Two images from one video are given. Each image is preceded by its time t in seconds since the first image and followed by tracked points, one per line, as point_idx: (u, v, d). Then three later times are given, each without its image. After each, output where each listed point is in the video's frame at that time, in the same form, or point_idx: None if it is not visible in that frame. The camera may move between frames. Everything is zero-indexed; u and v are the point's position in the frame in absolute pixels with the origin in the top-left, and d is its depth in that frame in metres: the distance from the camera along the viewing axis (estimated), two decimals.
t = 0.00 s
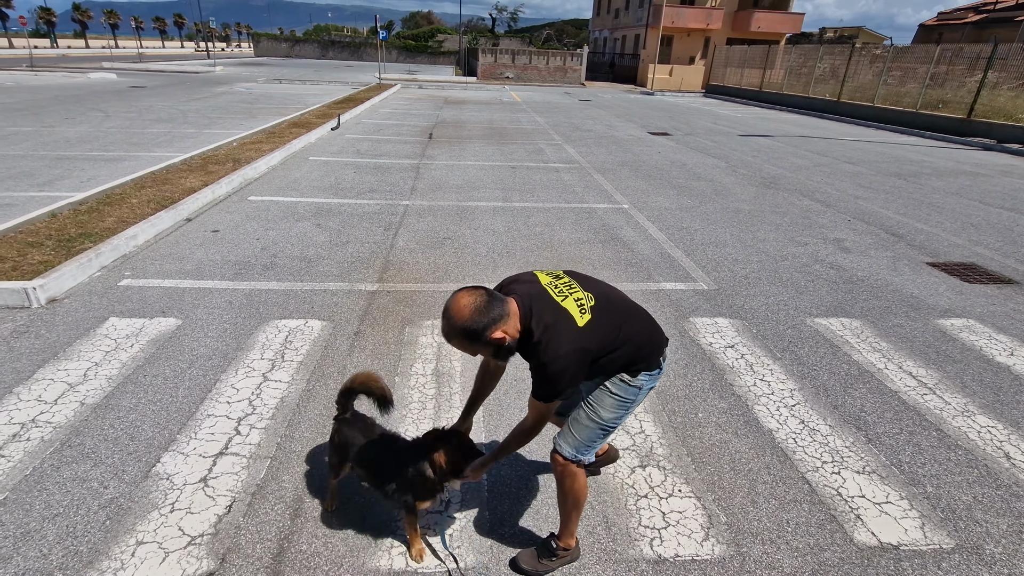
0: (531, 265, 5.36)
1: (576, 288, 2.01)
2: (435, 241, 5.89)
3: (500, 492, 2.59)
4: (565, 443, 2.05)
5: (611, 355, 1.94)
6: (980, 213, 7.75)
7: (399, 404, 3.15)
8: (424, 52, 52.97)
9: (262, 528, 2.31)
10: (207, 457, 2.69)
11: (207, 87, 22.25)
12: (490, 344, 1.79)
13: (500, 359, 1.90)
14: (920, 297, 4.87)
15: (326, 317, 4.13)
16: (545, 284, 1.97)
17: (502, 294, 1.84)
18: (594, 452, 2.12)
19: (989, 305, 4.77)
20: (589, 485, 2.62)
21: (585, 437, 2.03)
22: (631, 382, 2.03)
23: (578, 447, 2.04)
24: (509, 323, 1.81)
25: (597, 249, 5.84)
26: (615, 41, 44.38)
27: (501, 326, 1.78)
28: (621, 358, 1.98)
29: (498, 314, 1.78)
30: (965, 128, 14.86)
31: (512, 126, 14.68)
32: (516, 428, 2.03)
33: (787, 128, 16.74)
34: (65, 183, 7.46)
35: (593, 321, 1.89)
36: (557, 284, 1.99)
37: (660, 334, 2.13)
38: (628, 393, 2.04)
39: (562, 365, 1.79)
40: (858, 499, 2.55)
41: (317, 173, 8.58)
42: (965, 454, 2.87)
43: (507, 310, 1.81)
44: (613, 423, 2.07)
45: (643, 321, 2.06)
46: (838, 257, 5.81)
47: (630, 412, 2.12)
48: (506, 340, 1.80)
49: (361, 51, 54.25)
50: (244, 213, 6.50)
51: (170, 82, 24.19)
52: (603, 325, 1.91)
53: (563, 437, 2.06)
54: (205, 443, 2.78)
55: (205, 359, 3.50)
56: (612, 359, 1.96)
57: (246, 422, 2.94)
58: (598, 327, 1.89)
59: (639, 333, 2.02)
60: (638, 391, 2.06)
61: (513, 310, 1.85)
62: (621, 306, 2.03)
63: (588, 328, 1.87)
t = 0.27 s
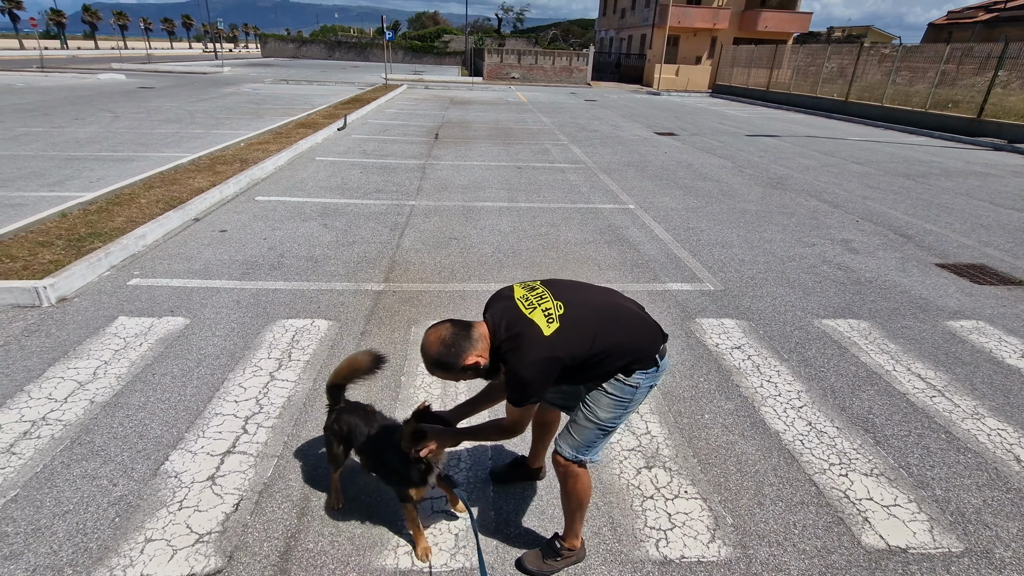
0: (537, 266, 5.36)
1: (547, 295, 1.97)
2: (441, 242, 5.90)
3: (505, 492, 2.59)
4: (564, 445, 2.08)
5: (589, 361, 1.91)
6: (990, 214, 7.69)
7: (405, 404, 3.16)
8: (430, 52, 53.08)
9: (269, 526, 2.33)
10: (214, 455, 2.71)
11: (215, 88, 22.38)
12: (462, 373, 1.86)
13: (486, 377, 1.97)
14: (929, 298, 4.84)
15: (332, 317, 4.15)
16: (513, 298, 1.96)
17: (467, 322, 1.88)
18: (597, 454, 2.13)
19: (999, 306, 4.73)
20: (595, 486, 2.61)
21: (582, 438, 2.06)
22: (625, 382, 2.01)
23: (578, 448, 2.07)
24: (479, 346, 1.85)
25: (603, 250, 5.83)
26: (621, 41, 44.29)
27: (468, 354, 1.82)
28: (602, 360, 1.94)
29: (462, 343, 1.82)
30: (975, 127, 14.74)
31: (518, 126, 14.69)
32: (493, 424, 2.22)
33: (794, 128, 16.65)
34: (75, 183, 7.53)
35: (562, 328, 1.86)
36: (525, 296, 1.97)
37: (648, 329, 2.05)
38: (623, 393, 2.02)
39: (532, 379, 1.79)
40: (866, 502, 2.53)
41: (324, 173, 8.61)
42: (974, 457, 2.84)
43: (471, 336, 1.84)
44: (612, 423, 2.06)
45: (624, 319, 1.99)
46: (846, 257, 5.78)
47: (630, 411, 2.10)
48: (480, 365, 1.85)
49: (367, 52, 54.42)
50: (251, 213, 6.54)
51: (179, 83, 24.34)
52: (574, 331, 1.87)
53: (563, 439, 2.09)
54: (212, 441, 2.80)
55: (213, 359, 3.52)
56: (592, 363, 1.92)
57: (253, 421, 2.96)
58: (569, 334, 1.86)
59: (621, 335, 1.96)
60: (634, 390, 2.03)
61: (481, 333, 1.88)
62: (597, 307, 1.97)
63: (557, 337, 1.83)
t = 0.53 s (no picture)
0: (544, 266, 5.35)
1: (534, 272, 2.01)
2: (449, 242, 5.91)
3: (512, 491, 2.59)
4: (545, 436, 2.08)
5: (566, 341, 1.93)
6: (1004, 215, 7.59)
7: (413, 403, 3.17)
8: (438, 53, 53.20)
9: (278, 524, 2.34)
10: (224, 453, 2.73)
11: (225, 89, 22.54)
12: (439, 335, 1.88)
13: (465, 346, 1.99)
14: (941, 301, 4.79)
15: (340, 316, 4.16)
16: (501, 271, 2.00)
17: (452, 288, 1.92)
18: (577, 445, 2.13)
19: (1013, 309, 4.67)
20: (602, 487, 2.60)
21: (562, 428, 2.06)
22: (603, 370, 2.03)
23: (558, 438, 2.07)
24: (459, 310, 1.88)
25: (611, 250, 5.81)
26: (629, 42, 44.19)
27: (447, 317, 1.85)
28: (579, 343, 1.95)
29: (443, 305, 1.85)
30: (988, 128, 14.57)
31: (526, 127, 14.69)
32: (473, 409, 2.23)
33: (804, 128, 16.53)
34: (87, 182, 7.62)
35: (543, 304, 1.88)
36: (513, 270, 2.01)
37: (630, 320, 2.07)
38: (601, 382, 2.03)
39: (505, 349, 1.81)
40: (877, 506, 2.51)
41: (333, 173, 8.65)
42: (988, 461, 2.81)
43: (454, 301, 1.88)
44: (592, 413, 2.07)
45: (607, 307, 2.02)
46: (856, 259, 5.73)
47: (609, 401, 2.12)
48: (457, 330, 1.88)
49: (375, 53, 54.63)
50: (261, 213, 6.58)
51: (189, 83, 24.54)
52: (554, 311, 1.89)
53: (544, 430, 2.10)
54: (222, 439, 2.82)
55: (222, 357, 3.54)
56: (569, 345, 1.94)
57: (262, 420, 2.98)
58: (549, 311, 1.88)
59: (601, 323, 1.98)
60: (614, 379, 2.05)
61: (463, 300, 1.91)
62: (581, 291, 2.00)
63: (537, 313, 1.86)
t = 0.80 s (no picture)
0: (560, 267, 5.33)
1: (521, 288, 2.00)
2: (464, 242, 5.92)
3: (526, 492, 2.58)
4: (515, 450, 2.04)
5: (547, 360, 1.89)
6: None
7: (428, 402, 3.19)
8: (454, 53, 53.39)
9: (295, 521, 2.36)
10: (243, 449, 2.77)
11: (244, 90, 22.86)
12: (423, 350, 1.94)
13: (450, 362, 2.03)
14: (966, 304, 4.68)
15: (357, 315, 4.19)
16: (488, 284, 2.00)
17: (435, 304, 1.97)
18: (547, 465, 2.09)
19: None
20: (618, 490, 2.58)
21: (534, 446, 2.02)
22: (582, 392, 1.99)
23: (529, 454, 2.03)
24: (439, 326, 1.94)
25: (627, 251, 5.78)
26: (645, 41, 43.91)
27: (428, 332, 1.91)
28: (562, 364, 1.91)
29: (425, 321, 1.91)
30: (1016, 127, 14.20)
31: (541, 127, 14.68)
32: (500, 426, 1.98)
33: (824, 128, 16.27)
34: (111, 182, 7.78)
35: (526, 321, 1.86)
36: (500, 284, 2.01)
37: (615, 343, 2.02)
38: (578, 403, 2.00)
39: (485, 364, 1.79)
40: (899, 513, 2.46)
41: (349, 173, 8.72)
42: (1015, 470, 2.73)
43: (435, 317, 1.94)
44: (567, 433, 2.04)
45: (593, 328, 1.97)
46: (878, 261, 5.62)
47: (588, 421, 2.08)
48: (439, 344, 1.93)
49: (392, 53, 55.01)
50: (279, 212, 6.66)
51: (210, 85, 24.93)
52: (537, 328, 1.86)
53: (514, 443, 2.06)
54: (241, 436, 2.86)
55: (241, 355, 3.59)
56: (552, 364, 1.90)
57: (280, 417, 3.01)
58: (531, 329, 1.86)
59: (586, 343, 1.93)
60: (593, 400, 2.01)
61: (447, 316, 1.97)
62: (567, 309, 1.96)
63: (519, 329, 1.84)
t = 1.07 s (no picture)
0: (583, 267, 5.30)
1: (505, 304, 1.95)
2: (487, 242, 5.93)
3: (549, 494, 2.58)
4: (525, 459, 2.04)
5: (544, 373, 1.87)
6: None
7: (451, 403, 3.20)
8: (478, 54, 53.57)
9: (321, 518, 2.40)
10: (271, 445, 2.82)
11: (273, 92, 23.32)
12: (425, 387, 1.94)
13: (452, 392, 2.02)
14: (1007, 309, 4.50)
15: (381, 314, 4.24)
16: (471, 307, 1.96)
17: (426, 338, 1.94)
18: (558, 471, 2.09)
19: None
20: (642, 494, 2.55)
21: (544, 455, 2.02)
22: (587, 396, 1.98)
23: (539, 462, 2.02)
24: (433, 361, 1.91)
25: (651, 252, 5.72)
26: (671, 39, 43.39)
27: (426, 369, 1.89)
28: (563, 375, 1.90)
29: (419, 359, 1.90)
30: None
31: (565, 126, 14.63)
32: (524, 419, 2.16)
33: (856, 126, 15.84)
34: (146, 183, 8.01)
35: (516, 340, 1.83)
36: (482, 304, 1.96)
37: (612, 340, 1.99)
38: (584, 408, 1.99)
39: (483, 392, 1.80)
40: (936, 526, 2.38)
41: (375, 173, 8.82)
42: None
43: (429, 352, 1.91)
44: (576, 438, 2.03)
45: (586, 331, 1.93)
46: (913, 263, 5.45)
47: (596, 426, 2.07)
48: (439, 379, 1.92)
49: (417, 55, 55.50)
50: (306, 212, 6.77)
51: (240, 87, 25.48)
52: (527, 344, 1.83)
53: (524, 453, 2.06)
54: (269, 432, 2.91)
55: (269, 352, 3.67)
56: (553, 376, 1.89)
57: (307, 414, 3.06)
58: (523, 347, 1.83)
59: (579, 349, 1.90)
60: (599, 404, 1.99)
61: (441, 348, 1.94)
62: (555, 319, 1.92)
63: (510, 352, 1.81)
